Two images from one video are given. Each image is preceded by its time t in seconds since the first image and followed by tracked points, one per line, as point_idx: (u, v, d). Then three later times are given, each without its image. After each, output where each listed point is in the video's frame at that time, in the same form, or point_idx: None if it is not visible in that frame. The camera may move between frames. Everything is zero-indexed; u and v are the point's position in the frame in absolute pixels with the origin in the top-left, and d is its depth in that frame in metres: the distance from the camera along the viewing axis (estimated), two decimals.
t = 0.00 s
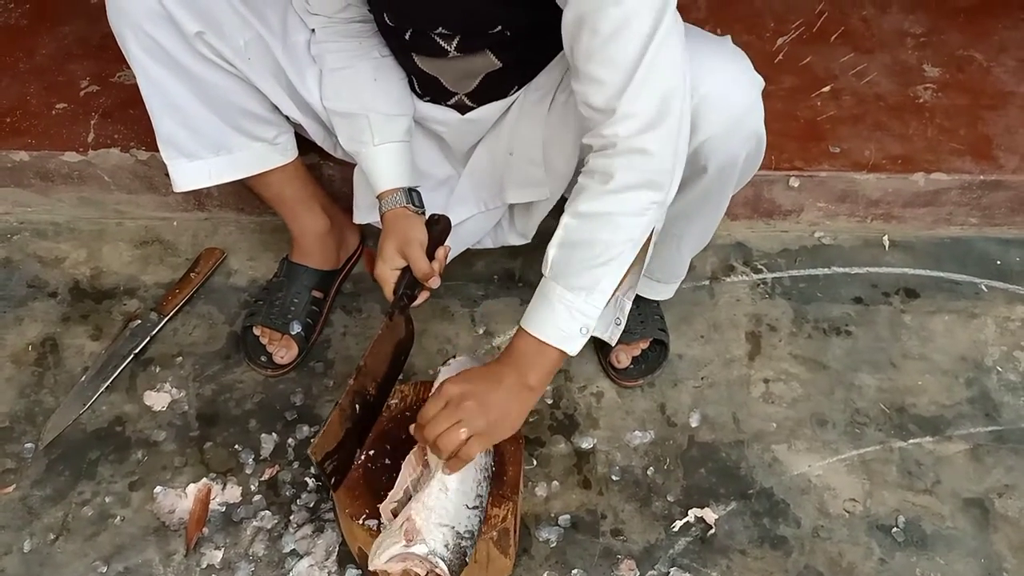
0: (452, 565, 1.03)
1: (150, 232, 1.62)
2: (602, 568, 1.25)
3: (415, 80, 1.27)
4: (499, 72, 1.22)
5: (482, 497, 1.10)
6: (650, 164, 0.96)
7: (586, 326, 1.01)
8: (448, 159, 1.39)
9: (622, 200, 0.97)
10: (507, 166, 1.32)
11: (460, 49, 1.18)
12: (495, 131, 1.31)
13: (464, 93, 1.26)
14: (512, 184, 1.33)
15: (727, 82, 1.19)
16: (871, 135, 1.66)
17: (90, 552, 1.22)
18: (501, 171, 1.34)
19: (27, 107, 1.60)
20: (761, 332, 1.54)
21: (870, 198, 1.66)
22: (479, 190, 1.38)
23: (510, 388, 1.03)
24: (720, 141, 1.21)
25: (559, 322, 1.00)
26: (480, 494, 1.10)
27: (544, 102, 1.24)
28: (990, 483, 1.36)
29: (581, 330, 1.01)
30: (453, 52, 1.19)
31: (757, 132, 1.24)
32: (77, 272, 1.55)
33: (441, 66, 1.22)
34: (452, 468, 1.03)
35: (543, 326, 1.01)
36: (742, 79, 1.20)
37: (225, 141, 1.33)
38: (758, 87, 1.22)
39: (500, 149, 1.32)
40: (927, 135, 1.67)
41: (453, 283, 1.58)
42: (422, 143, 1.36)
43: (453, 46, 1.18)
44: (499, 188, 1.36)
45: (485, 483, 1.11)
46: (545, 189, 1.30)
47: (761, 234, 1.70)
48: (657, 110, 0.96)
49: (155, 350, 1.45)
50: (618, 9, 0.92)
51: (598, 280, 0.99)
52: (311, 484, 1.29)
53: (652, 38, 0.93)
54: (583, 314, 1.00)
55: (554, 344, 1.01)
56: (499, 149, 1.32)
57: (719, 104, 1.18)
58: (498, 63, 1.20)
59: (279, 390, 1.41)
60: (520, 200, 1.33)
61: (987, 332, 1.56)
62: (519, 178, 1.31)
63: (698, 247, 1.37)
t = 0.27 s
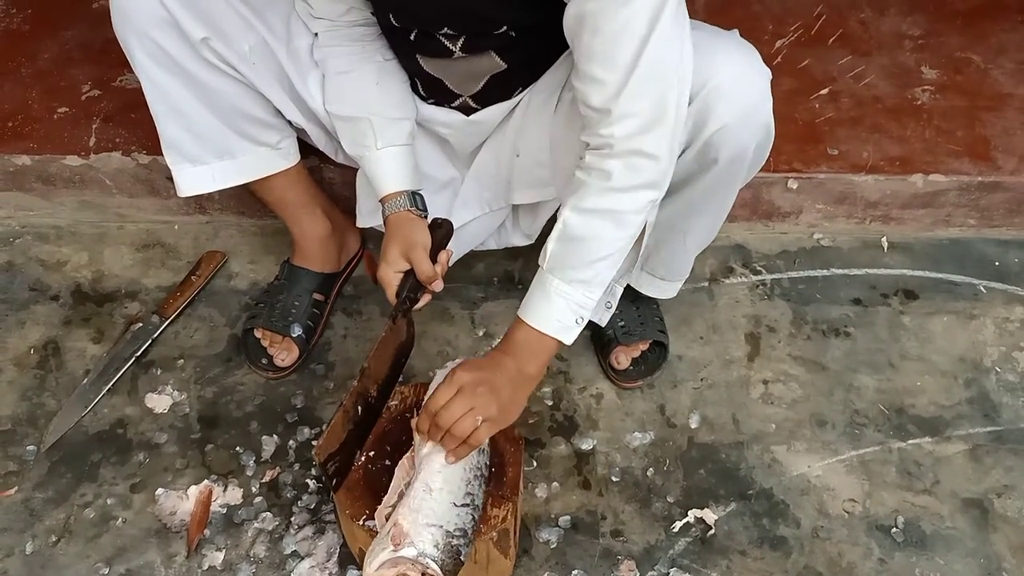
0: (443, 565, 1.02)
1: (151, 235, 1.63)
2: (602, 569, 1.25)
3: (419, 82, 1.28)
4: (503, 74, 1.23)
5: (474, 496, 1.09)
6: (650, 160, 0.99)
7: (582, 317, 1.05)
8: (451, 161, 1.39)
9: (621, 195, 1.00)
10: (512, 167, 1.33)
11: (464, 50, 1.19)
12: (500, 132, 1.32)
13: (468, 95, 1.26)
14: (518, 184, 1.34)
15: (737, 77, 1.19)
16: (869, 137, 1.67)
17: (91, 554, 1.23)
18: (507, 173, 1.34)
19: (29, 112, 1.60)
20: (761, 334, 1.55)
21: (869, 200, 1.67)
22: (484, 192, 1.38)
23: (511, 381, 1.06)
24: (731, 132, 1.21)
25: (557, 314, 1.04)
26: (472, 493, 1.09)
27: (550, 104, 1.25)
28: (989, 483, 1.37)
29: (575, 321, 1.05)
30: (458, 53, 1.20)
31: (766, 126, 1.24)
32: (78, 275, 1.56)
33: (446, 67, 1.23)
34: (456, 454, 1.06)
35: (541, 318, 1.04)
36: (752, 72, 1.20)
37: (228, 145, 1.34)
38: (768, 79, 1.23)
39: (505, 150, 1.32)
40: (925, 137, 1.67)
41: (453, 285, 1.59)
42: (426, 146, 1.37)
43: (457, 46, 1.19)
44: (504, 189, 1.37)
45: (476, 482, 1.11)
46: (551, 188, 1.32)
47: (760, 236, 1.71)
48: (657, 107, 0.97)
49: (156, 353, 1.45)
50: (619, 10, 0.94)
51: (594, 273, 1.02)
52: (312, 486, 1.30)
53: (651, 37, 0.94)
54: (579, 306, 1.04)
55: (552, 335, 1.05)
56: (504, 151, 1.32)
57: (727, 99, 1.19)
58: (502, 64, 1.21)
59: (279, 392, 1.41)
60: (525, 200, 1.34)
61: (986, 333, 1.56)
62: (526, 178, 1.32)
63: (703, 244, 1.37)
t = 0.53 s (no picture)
0: (410, 557, 1.00)
1: (149, 237, 1.63)
2: (601, 569, 1.25)
3: (416, 83, 1.27)
4: (500, 71, 1.22)
5: (441, 485, 1.07)
6: (685, 143, 0.98)
7: (631, 304, 1.05)
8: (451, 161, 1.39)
9: (663, 182, 0.99)
10: (516, 165, 1.32)
11: (461, 48, 1.19)
12: (502, 131, 1.31)
13: (467, 93, 1.26)
14: (526, 183, 1.33)
15: (751, 67, 1.18)
16: (867, 137, 1.67)
17: (90, 556, 1.23)
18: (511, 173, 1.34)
19: (27, 114, 1.61)
20: (759, 334, 1.55)
21: (867, 199, 1.67)
22: (486, 192, 1.38)
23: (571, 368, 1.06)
24: (744, 121, 1.20)
25: (608, 302, 1.04)
26: (435, 481, 1.07)
27: (555, 100, 1.25)
28: (988, 482, 1.37)
29: (627, 307, 1.05)
30: (454, 52, 1.20)
31: (780, 115, 1.23)
32: (77, 277, 1.56)
33: (443, 66, 1.23)
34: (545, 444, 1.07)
35: (593, 308, 1.04)
36: (767, 61, 1.19)
37: (224, 148, 1.34)
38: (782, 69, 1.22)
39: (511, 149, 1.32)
40: (923, 136, 1.67)
41: (452, 286, 1.59)
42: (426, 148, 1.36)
43: (454, 44, 1.19)
44: (507, 189, 1.37)
45: (444, 471, 1.08)
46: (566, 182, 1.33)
47: (758, 236, 1.71)
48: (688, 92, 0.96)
49: (154, 354, 1.45)
50: None
51: (641, 260, 1.02)
52: (310, 487, 1.30)
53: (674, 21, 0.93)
54: (630, 293, 1.04)
55: (603, 322, 1.05)
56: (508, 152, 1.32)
57: (742, 89, 1.18)
58: (500, 60, 1.20)
59: (278, 394, 1.41)
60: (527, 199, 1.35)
61: (985, 332, 1.56)
62: (531, 176, 1.32)
63: (711, 237, 1.37)
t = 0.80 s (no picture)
0: (403, 558, 1.00)
1: (141, 240, 1.63)
2: (594, 570, 1.25)
3: (422, 74, 1.28)
4: (509, 57, 1.23)
5: (432, 487, 1.07)
6: (672, 113, 1.01)
7: (621, 270, 1.07)
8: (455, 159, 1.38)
9: (651, 151, 1.02)
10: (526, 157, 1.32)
11: (474, 34, 1.20)
12: (510, 122, 1.31)
13: (474, 82, 1.26)
14: (536, 175, 1.33)
15: (765, 55, 1.19)
16: (859, 138, 1.67)
17: (82, 559, 1.22)
18: (518, 166, 1.34)
19: (19, 117, 1.60)
20: (751, 334, 1.55)
21: (858, 200, 1.67)
22: (492, 187, 1.37)
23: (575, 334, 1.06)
24: (758, 106, 1.20)
25: (600, 271, 1.06)
26: (426, 483, 1.07)
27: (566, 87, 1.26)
28: (979, 481, 1.37)
29: (617, 275, 1.07)
30: (467, 38, 1.21)
31: (791, 102, 1.23)
32: (68, 280, 1.56)
33: (453, 54, 1.23)
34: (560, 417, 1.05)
35: (583, 277, 1.06)
36: (780, 48, 1.20)
37: (220, 154, 1.34)
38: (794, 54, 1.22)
39: (518, 141, 1.32)
40: (915, 137, 1.68)
41: (446, 288, 1.59)
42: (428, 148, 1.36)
43: (467, 30, 1.19)
44: (516, 183, 1.36)
45: (435, 473, 1.08)
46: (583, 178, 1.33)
47: (750, 237, 1.71)
48: (676, 63, 0.99)
49: (147, 357, 1.45)
50: None
51: (631, 229, 1.05)
52: (303, 489, 1.30)
53: None
54: (619, 260, 1.06)
55: (595, 291, 1.07)
56: (515, 142, 1.32)
57: (756, 77, 1.18)
58: (510, 45, 1.22)
59: (271, 396, 1.41)
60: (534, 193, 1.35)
61: (975, 333, 1.57)
62: (541, 168, 1.32)
63: (717, 228, 1.38)
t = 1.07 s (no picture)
0: (397, 563, 1.00)
1: (137, 242, 1.62)
2: (592, 572, 1.25)
3: (411, 73, 1.28)
4: (497, 56, 1.23)
5: (424, 490, 1.06)
6: (571, 114, 1.07)
7: (519, 271, 1.12)
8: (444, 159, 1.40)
9: (550, 153, 1.08)
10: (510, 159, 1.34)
11: (460, 31, 1.19)
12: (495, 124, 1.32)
13: (461, 81, 1.26)
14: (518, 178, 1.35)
15: (726, 78, 1.18)
16: (855, 139, 1.68)
17: (78, 563, 1.22)
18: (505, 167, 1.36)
19: (14, 119, 1.60)
20: (748, 335, 1.55)
21: (855, 201, 1.68)
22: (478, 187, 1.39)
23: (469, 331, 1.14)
24: (721, 131, 1.20)
25: (497, 270, 1.11)
26: (417, 485, 1.06)
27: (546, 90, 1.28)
28: (977, 482, 1.37)
29: (514, 274, 1.12)
30: (453, 34, 1.20)
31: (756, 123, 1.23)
32: (64, 283, 1.55)
33: (440, 51, 1.23)
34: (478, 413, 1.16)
35: (481, 274, 1.11)
36: (742, 72, 1.19)
37: (216, 155, 1.34)
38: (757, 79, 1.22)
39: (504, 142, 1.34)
40: (911, 138, 1.68)
41: (442, 290, 1.59)
42: (417, 147, 1.37)
43: (454, 27, 1.19)
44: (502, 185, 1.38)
45: (426, 475, 1.08)
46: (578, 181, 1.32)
47: (747, 238, 1.71)
48: (575, 66, 1.05)
49: (143, 360, 1.45)
50: None
51: (531, 228, 1.10)
52: (300, 492, 1.29)
53: None
54: (517, 260, 1.11)
55: (491, 290, 1.12)
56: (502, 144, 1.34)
57: (718, 101, 1.18)
58: (497, 45, 1.21)
59: (268, 398, 1.41)
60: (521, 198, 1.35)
61: (972, 333, 1.57)
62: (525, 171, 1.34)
63: (692, 246, 1.37)
